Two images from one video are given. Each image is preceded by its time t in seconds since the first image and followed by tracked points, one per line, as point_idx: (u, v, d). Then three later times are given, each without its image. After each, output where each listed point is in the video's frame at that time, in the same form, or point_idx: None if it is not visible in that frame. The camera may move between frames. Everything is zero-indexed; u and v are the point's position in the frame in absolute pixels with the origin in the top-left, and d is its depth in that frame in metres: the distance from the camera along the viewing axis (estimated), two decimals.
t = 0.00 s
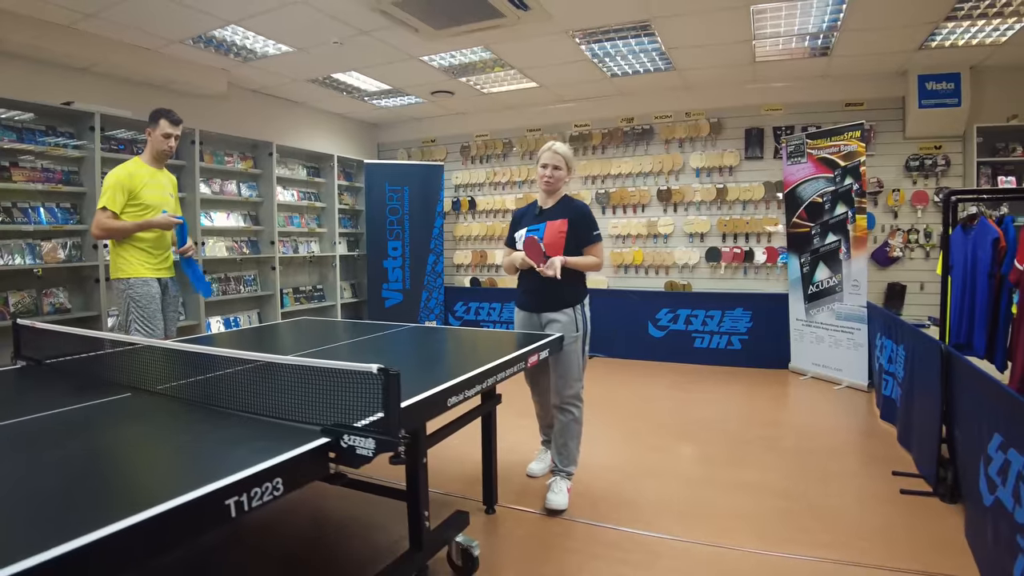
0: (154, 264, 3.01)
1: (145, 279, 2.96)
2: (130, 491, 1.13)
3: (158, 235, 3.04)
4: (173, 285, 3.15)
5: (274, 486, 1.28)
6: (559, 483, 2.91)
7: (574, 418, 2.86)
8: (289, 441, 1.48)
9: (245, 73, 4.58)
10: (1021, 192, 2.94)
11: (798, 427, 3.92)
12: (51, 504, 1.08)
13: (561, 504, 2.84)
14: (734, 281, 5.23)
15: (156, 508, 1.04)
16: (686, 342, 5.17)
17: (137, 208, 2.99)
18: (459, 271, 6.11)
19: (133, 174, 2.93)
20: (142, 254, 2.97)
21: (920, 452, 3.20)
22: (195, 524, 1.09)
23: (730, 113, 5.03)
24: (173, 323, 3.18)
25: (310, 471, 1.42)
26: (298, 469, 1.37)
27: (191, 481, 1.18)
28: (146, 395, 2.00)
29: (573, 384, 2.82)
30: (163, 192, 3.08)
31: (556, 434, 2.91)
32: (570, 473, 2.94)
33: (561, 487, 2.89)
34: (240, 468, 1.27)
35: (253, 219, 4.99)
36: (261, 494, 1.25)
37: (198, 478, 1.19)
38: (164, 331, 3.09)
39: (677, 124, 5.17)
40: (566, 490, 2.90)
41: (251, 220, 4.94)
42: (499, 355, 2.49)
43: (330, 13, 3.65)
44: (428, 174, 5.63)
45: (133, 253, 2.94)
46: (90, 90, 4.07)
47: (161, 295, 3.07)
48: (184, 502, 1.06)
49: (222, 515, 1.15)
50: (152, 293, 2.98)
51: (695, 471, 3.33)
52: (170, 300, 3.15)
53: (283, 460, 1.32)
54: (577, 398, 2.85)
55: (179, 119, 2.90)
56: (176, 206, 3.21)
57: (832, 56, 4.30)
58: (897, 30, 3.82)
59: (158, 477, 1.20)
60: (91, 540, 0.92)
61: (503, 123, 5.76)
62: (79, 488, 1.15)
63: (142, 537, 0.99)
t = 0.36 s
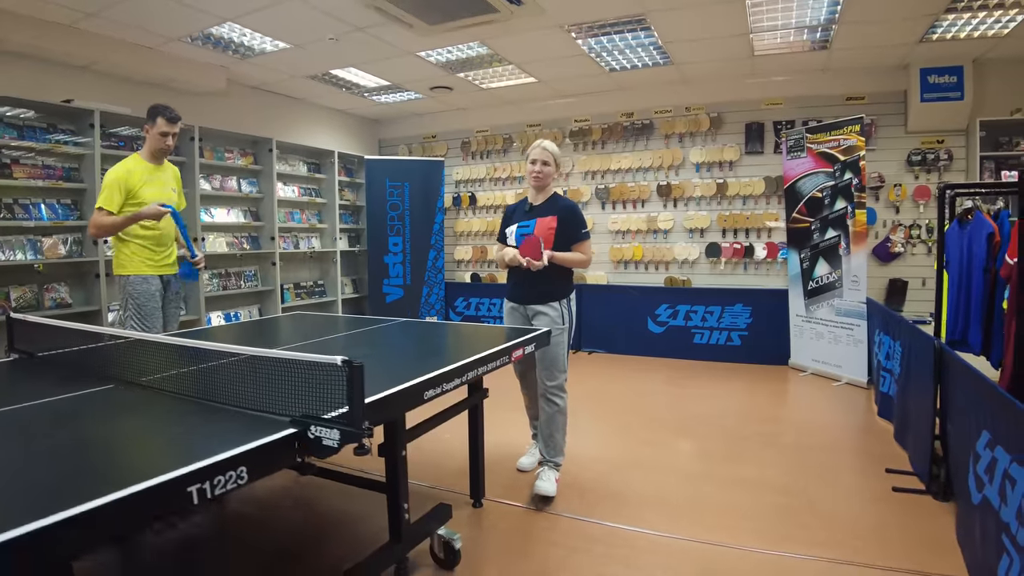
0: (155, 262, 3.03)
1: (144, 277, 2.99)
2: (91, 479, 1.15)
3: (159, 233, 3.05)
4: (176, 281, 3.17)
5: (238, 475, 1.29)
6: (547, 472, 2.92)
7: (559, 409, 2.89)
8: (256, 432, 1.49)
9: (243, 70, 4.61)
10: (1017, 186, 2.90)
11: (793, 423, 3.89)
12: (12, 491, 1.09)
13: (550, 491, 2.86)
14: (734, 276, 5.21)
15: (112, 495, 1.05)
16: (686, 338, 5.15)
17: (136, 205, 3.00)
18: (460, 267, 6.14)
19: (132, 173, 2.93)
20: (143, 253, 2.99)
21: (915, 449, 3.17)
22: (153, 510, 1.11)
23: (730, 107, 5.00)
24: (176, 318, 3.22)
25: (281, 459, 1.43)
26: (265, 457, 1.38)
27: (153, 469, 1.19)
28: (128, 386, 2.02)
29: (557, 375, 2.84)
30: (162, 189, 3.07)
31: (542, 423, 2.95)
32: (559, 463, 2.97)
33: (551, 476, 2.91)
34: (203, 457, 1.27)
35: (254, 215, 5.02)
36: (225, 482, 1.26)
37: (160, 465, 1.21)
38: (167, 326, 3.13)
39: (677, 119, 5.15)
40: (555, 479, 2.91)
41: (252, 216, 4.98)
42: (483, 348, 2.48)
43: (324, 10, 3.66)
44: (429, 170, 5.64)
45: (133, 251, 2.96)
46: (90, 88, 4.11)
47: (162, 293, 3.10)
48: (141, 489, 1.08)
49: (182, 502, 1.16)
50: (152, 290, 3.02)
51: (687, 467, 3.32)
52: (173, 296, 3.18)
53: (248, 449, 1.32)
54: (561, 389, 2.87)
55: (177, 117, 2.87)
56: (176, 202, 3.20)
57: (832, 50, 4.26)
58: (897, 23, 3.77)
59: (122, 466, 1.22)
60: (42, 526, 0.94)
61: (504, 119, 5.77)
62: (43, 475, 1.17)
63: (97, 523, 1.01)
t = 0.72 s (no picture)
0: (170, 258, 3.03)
1: (159, 274, 3.01)
2: (70, 469, 1.15)
3: (173, 228, 3.05)
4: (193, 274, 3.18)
5: (219, 465, 1.29)
6: (550, 464, 2.91)
7: (560, 404, 2.88)
8: (239, 423, 1.49)
9: (251, 66, 4.64)
10: None
11: (799, 421, 3.85)
12: None
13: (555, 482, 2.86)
14: (743, 273, 5.16)
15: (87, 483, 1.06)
16: (693, 335, 5.11)
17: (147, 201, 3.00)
18: (468, 263, 6.14)
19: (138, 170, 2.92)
20: (157, 249, 3.00)
21: (920, 448, 3.13)
22: (130, 499, 1.12)
23: (738, 102, 4.95)
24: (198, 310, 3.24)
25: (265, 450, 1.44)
26: (247, 448, 1.39)
27: (131, 460, 1.20)
28: (122, 378, 2.03)
29: (558, 370, 2.83)
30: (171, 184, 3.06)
31: (543, 417, 2.92)
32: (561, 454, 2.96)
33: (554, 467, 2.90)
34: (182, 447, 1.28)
35: (262, 211, 5.06)
36: (206, 472, 1.27)
37: (140, 456, 1.21)
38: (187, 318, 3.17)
39: (685, 114, 5.10)
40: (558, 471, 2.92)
41: (260, 212, 5.02)
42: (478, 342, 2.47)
43: (327, 7, 3.67)
44: (436, 166, 5.64)
45: (147, 249, 2.97)
46: (99, 86, 4.17)
47: (177, 288, 3.12)
48: (116, 479, 1.08)
49: (161, 492, 1.17)
50: (165, 287, 3.03)
51: (689, 465, 3.29)
52: (190, 288, 3.20)
53: (229, 440, 1.32)
54: (561, 383, 2.86)
55: (175, 107, 2.83)
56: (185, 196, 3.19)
57: (841, 43, 4.19)
58: (907, 15, 3.70)
59: (102, 457, 1.23)
60: (14, 516, 0.94)
61: (511, 115, 5.76)
62: (24, 464, 1.19)
63: (70, 513, 1.02)
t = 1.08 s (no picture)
0: (183, 253, 3.04)
1: (175, 269, 3.03)
2: (57, 462, 1.15)
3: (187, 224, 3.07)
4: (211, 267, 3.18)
5: (207, 458, 1.29)
6: (552, 463, 2.88)
7: (565, 402, 2.85)
8: (229, 417, 1.50)
9: (261, 63, 4.68)
10: None
11: (808, 419, 3.81)
12: None
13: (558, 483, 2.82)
14: (754, 270, 5.11)
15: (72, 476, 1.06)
16: (704, 332, 5.07)
17: (161, 197, 3.02)
18: (479, 259, 6.15)
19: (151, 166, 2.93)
20: (173, 245, 3.02)
21: (931, 448, 3.07)
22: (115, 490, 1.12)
23: (751, 97, 4.90)
24: (223, 301, 3.26)
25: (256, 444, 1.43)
26: (237, 441, 1.38)
27: (117, 453, 1.19)
28: (120, 373, 2.05)
29: (563, 367, 2.81)
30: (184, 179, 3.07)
31: (546, 414, 2.90)
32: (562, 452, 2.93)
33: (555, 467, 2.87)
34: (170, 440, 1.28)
35: (274, 207, 5.09)
36: (194, 465, 1.26)
37: (129, 447, 1.22)
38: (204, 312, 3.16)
39: (696, 109, 5.05)
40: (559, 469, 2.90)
41: (272, 208, 5.06)
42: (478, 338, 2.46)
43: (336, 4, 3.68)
44: (446, 162, 5.64)
45: (162, 245, 2.99)
46: (111, 84, 4.22)
47: (194, 282, 3.12)
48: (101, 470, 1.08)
49: (148, 484, 1.17)
50: (180, 283, 3.03)
51: (693, 463, 3.27)
52: (209, 282, 3.20)
53: (218, 433, 1.32)
54: (566, 380, 2.83)
55: (189, 102, 2.85)
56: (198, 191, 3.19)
57: (855, 36, 4.12)
58: (921, 8, 3.63)
59: (91, 450, 1.23)
60: None
61: (522, 110, 5.75)
62: (13, 456, 1.19)
63: (54, 505, 1.01)
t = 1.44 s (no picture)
0: (194, 254, 3.02)
1: (187, 269, 3.01)
2: (40, 467, 1.13)
3: (200, 225, 3.05)
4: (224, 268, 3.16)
5: (195, 462, 1.26)
6: (550, 470, 2.85)
7: (564, 407, 2.83)
8: (216, 421, 1.49)
9: (266, 64, 4.69)
10: None
11: (813, 422, 3.77)
12: None
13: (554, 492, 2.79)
14: (760, 270, 5.07)
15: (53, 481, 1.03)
16: (709, 333, 5.04)
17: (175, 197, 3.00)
18: (484, 259, 6.15)
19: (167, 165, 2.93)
20: (185, 245, 3.00)
21: (936, 453, 3.03)
22: (97, 497, 1.09)
23: (757, 96, 4.86)
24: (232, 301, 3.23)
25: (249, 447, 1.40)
26: (228, 445, 1.35)
27: (102, 458, 1.16)
28: (116, 375, 2.05)
29: (562, 372, 2.79)
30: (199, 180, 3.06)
31: (546, 420, 2.88)
32: (561, 459, 2.90)
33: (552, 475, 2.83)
34: (157, 445, 1.25)
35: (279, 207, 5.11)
36: (180, 470, 1.23)
37: (114, 453, 1.19)
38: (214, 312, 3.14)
39: (702, 108, 5.02)
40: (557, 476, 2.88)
41: (277, 208, 5.08)
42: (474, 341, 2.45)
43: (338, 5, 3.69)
44: (451, 162, 5.63)
45: (174, 245, 2.97)
46: (117, 85, 4.25)
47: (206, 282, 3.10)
48: (82, 478, 1.05)
49: (133, 489, 1.14)
50: (191, 283, 3.01)
51: (694, 466, 3.24)
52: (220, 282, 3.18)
53: (208, 438, 1.29)
54: (566, 387, 2.82)
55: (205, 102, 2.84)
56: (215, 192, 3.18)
57: (863, 34, 4.07)
58: (929, 6, 3.58)
59: (76, 454, 1.20)
60: None
61: (527, 110, 5.74)
62: None
63: (34, 512, 0.99)
